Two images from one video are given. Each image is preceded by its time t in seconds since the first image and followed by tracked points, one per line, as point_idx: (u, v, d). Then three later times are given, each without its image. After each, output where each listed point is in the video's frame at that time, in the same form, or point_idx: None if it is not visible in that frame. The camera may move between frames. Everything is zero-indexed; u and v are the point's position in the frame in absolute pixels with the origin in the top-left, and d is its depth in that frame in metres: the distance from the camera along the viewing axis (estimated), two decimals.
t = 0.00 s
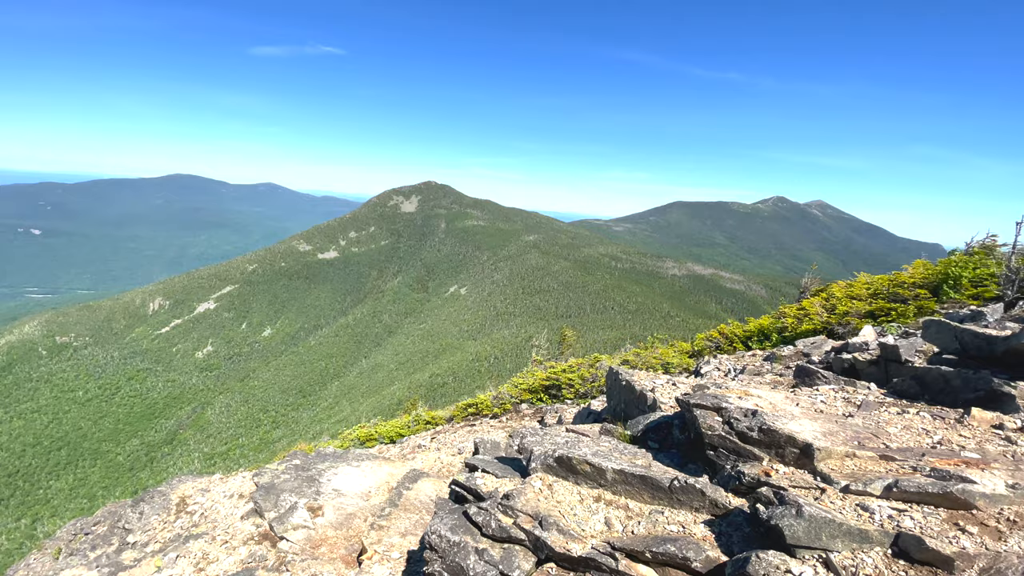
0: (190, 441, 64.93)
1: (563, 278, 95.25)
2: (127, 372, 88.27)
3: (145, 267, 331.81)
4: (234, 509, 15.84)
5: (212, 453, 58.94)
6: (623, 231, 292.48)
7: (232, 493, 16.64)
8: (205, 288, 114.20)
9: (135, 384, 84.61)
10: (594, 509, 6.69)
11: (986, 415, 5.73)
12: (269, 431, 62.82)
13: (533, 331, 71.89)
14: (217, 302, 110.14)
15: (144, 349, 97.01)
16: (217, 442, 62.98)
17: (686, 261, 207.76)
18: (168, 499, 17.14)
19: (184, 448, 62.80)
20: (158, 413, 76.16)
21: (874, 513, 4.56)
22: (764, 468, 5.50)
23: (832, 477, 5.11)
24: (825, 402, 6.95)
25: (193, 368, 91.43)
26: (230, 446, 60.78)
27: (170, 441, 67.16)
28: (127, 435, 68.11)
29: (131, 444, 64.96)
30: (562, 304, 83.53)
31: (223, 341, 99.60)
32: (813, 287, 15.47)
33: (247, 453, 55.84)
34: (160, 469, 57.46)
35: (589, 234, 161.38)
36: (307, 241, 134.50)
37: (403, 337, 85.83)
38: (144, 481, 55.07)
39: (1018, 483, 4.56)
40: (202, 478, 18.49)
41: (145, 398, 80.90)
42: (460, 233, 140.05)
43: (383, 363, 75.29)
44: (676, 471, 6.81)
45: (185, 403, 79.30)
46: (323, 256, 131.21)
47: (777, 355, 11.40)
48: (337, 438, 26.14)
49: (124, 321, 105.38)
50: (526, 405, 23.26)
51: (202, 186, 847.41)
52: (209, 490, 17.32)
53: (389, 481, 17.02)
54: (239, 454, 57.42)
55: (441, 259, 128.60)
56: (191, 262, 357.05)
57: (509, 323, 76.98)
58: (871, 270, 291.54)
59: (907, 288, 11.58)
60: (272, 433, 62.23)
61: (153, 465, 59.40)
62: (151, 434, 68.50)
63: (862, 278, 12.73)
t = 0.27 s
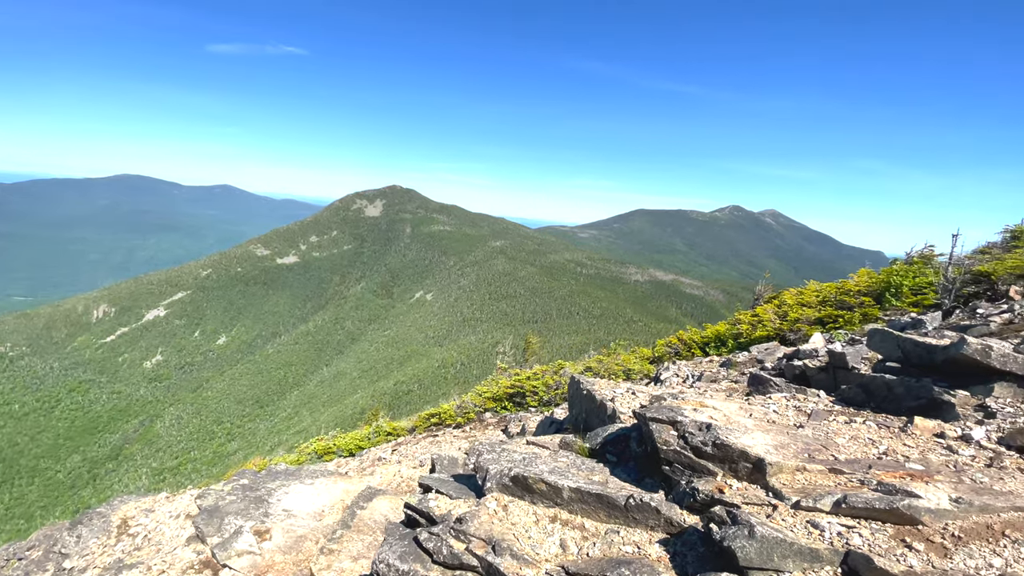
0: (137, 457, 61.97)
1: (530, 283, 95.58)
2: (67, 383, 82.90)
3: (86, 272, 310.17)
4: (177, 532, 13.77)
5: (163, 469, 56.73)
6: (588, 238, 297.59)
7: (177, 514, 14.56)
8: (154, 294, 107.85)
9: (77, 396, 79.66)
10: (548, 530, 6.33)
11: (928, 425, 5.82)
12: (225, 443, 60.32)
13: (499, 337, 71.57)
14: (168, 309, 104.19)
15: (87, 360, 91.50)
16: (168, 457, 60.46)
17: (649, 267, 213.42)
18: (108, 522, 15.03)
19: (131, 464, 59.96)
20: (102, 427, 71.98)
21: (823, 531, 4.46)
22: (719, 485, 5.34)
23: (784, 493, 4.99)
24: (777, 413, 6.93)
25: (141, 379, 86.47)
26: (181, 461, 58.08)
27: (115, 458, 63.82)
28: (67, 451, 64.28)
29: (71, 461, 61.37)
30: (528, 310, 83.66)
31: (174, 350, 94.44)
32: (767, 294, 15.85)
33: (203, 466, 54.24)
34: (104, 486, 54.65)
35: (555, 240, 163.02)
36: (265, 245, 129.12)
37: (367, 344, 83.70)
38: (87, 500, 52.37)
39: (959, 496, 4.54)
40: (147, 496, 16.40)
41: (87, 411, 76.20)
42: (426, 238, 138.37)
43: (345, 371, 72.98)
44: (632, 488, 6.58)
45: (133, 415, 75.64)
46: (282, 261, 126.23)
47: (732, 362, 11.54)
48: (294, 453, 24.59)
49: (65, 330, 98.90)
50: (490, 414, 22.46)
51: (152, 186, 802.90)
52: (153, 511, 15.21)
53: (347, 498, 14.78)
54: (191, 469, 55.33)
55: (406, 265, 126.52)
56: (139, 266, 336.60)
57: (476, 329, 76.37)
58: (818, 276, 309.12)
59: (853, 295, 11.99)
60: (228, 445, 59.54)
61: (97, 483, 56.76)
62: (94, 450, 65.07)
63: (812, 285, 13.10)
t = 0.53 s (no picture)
0: (84, 471, 59.64)
1: (500, 289, 95.42)
2: (9, 395, 78.99)
3: (26, 277, 289.30)
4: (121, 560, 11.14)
5: (112, 482, 54.50)
6: (558, 244, 300.83)
7: (123, 537, 11.87)
8: (104, 300, 101.66)
9: (18, 408, 76.31)
10: (508, 556, 6.02)
11: (882, 436, 5.89)
12: (181, 454, 58.24)
13: (469, 343, 70.96)
14: (120, 316, 98.49)
15: (30, 369, 86.57)
16: (118, 470, 58.40)
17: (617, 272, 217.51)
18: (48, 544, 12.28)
19: (77, 478, 57.89)
20: (47, 440, 68.81)
21: (783, 554, 4.35)
22: (680, 506, 5.20)
23: (745, 513, 4.89)
24: (737, 425, 6.91)
25: (88, 390, 81.91)
26: (132, 475, 55.57)
27: (59, 472, 61.41)
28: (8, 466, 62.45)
29: (13, 475, 60.58)
30: (498, 315, 83.36)
31: (125, 358, 89.57)
32: (728, 302, 16.15)
33: (154, 479, 52.32)
34: (48, 501, 53.80)
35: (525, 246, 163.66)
36: (225, 249, 123.64)
37: (332, 350, 81.32)
38: (30, 517, 52.29)
39: (914, 515, 4.49)
40: (94, 515, 13.57)
41: (31, 424, 72.69)
42: (395, 242, 136.19)
43: (309, 379, 70.42)
44: (595, 506, 6.37)
45: (80, 427, 71.81)
46: (243, 264, 121.08)
47: (695, 370, 11.61)
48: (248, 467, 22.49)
49: (4, 338, 92.88)
50: (457, 424, 21.86)
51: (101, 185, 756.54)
52: (97, 532, 12.53)
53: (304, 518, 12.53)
54: (141, 484, 53.02)
55: (374, 269, 124.02)
56: (85, 270, 316.61)
57: (445, 335, 75.45)
58: (776, 282, 323.23)
59: (809, 304, 12.32)
60: (184, 457, 57.27)
61: (40, 498, 55.66)
62: (38, 464, 63.11)
63: (771, 293, 13.41)
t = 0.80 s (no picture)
0: (37, 485, 57.93)
1: (475, 294, 95.00)
2: None
3: None
4: None
5: (66, 497, 52.76)
6: (533, 249, 302.88)
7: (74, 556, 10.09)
8: (59, 305, 95.43)
9: None
10: None
11: (847, 451, 5.93)
12: (141, 466, 57.04)
13: (443, 349, 70.28)
14: (75, 322, 92.89)
15: None
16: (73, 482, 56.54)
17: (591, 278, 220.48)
18: None
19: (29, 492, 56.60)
20: None
21: None
22: (652, 531, 5.04)
23: (717, 539, 4.76)
24: (708, 441, 6.85)
25: (40, 400, 77.65)
26: (88, 488, 53.40)
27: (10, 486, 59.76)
28: None
29: None
30: (473, 320, 82.87)
31: (81, 366, 84.85)
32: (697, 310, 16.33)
33: (111, 493, 50.75)
34: None
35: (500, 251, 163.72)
36: (189, 253, 118.61)
37: (301, 357, 79.05)
38: None
39: (882, 537, 4.43)
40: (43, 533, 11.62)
41: None
42: (367, 247, 134.00)
43: (277, 387, 67.81)
44: (565, 530, 6.15)
45: (32, 440, 68.17)
46: (208, 269, 116.23)
47: (666, 379, 11.61)
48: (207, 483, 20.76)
49: None
50: (429, 435, 21.29)
51: (52, 186, 715.82)
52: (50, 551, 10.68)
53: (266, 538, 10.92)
54: (98, 498, 50.81)
55: (346, 275, 121.62)
56: (35, 276, 299.02)
57: (418, 341, 74.43)
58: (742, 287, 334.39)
59: (775, 313, 12.55)
60: (144, 469, 55.87)
61: None
62: None
63: (738, 302, 13.62)
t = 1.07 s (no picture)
0: None
1: (453, 299, 94.42)
2: None
3: None
4: None
5: (26, 513, 50.35)
6: (512, 254, 303.87)
7: None
8: (18, 312, 90.91)
9: None
10: None
11: (823, 461, 5.96)
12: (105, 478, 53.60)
13: (421, 355, 69.55)
14: (36, 329, 88.40)
15: None
16: (33, 497, 53.89)
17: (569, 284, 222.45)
18: None
19: None
20: None
21: None
22: (631, 551, 4.92)
23: (696, 558, 4.67)
24: (686, 452, 6.80)
25: None
26: (49, 503, 50.97)
27: None
28: None
29: None
30: (452, 326, 82.26)
31: (41, 376, 80.92)
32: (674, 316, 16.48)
33: (73, 506, 48.49)
34: None
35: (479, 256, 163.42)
36: (158, 257, 114.28)
37: (275, 364, 76.84)
38: None
39: (859, 553, 4.39)
40: None
41: None
42: (344, 252, 131.89)
43: (249, 395, 65.75)
44: (544, 550, 5.97)
45: None
46: (177, 274, 112.03)
47: (644, 387, 11.61)
48: (174, 498, 19.74)
49: None
50: (406, 445, 20.81)
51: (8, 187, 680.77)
52: None
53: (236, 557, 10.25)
54: (59, 513, 48.53)
55: (321, 280, 119.31)
56: None
57: (396, 347, 73.40)
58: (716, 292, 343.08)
59: (749, 320, 12.73)
60: (107, 482, 52.49)
61: None
62: None
63: (714, 309, 13.79)
